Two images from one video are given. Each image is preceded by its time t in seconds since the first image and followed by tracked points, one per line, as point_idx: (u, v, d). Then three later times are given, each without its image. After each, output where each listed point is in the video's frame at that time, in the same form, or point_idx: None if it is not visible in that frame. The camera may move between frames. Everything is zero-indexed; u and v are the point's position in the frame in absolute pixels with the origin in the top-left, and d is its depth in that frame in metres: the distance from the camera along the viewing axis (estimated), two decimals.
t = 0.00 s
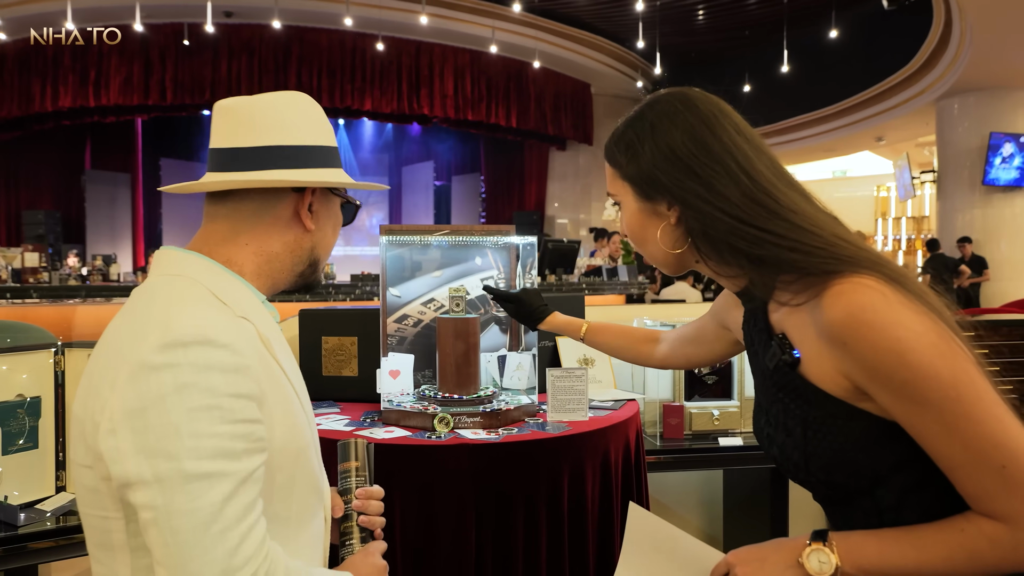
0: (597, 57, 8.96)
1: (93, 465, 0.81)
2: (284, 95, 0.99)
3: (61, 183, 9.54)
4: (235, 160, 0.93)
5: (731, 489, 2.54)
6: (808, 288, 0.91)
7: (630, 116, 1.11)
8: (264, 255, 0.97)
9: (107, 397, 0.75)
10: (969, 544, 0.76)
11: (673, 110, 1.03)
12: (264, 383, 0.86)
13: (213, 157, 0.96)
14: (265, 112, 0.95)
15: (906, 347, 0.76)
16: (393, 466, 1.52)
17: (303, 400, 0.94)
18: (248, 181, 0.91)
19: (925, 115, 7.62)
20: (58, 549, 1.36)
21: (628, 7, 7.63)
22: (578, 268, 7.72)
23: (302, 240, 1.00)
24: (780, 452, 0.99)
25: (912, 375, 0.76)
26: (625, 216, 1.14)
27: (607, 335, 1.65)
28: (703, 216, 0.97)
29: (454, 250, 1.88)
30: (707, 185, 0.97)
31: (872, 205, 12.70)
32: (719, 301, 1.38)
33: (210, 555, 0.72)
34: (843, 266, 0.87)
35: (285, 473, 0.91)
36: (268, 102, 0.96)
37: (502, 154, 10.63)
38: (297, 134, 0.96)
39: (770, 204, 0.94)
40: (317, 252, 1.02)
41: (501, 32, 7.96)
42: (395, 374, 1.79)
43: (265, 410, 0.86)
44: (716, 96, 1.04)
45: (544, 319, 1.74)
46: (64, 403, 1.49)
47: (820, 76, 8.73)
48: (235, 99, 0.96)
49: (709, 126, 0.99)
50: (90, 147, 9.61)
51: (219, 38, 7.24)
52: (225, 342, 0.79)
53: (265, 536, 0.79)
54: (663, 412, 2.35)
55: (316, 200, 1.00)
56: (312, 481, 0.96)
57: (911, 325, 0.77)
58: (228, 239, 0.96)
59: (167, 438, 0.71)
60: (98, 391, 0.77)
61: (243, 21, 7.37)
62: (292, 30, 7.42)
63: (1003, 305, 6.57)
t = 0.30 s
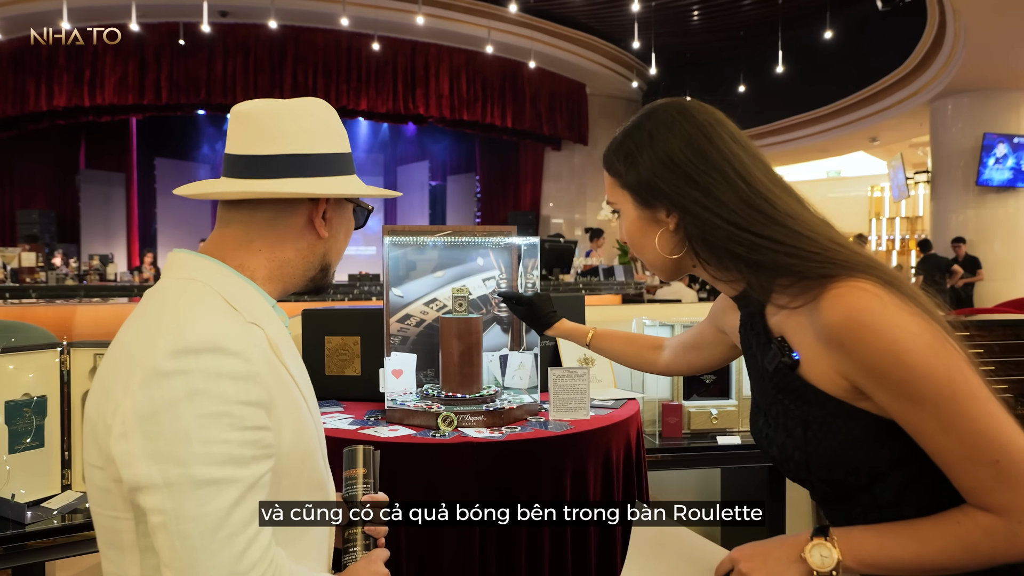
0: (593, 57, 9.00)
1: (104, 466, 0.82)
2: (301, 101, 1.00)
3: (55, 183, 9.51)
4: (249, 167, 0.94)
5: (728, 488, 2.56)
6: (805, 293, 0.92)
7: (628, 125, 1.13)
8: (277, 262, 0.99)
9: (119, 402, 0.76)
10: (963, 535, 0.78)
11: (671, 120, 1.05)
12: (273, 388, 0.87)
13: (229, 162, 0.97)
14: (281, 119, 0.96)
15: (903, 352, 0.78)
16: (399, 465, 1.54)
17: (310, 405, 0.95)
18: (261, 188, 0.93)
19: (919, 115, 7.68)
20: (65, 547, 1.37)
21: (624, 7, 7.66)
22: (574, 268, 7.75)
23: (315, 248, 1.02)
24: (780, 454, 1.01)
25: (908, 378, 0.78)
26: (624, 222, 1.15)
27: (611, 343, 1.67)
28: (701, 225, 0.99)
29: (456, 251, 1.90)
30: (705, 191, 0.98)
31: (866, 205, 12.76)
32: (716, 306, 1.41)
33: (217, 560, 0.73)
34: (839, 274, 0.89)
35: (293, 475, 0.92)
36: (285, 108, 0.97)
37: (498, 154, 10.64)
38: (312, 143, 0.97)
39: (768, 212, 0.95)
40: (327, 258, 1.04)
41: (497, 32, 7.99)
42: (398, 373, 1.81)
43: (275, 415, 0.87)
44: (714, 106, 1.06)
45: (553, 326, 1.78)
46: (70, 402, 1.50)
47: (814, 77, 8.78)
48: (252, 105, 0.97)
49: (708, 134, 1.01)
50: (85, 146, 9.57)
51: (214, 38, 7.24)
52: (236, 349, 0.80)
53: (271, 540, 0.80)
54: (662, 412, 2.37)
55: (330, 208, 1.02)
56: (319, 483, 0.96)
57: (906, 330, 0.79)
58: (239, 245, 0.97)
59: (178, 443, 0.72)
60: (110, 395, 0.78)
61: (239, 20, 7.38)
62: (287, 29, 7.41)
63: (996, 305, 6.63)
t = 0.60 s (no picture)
0: (590, 57, 9.03)
1: (105, 464, 0.83)
2: (310, 106, 1.00)
3: (52, 183, 9.49)
4: (257, 170, 0.96)
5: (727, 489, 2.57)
6: (788, 302, 0.93)
7: (607, 143, 1.14)
8: (280, 264, 1.00)
9: (121, 400, 0.77)
10: (950, 530, 0.79)
11: (649, 138, 1.06)
12: (273, 390, 0.87)
13: (237, 164, 0.98)
14: (291, 124, 0.97)
15: (884, 355, 0.80)
16: (400, 462, 1.55)
17: (310, 405, 0.95)
18: (267, 193, 0.94)
19: (915, 115, 7.71)
20: (67, 543, 1.38)
21: (621, 7, 7.68)
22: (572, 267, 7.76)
23: (320, 250, 1.03)
24: (773, 460, 1.02)
25: (890, 381, 0.79)
26: (608, 239, 1.16)
27: (610, 351, 1.67)
28: (683, 238, 0.99)
29: (454, 250, 1.91)
30: (684, 208, 0.99)
31: (863, 205, 12.79)
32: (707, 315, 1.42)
33: (214, 557, 0.74)
34: (818, 282, 0.90)
35: (291, 475, 0.92)
36: (294, 114, 0.98)
37: (495, 154, 10.64)
38: (320, 149, 0.98)
39: (748, 225, 0.96)
40: (331, 261, 1.05)
41: (494, 32, 8.00)
42: (397, 371, 1.82)
43: (273, 416, 0.87)
44: (690, 123, 1.07)
45: (548, 336, 1.77)
46: (71, 400, 1.51)
47: (810, 76, 8.82)
48: (261, 107, 0.98)
49: (685, 151, 1.02)
50: (82, 147, 9.55)
51: (212, 38, 7.24)
52: (236, 349, 0.81)
53: (268, 538, 0.81)
54: (659, 410, 2.38)
55: (336, 212, 1.03)
56: (320, 484, 0.97)
57: (885, 333, 0.81)
58: (242, 246, 0.98)
59: (177, 441, 0.73)
60: (110, 395, 0.79)
61: (236, 20, 7.36)
62: (285, 29, 7.41)
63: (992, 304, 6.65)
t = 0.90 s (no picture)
0: (588, 56, 9.03)
1: (104, 458, 0.83)
2: (323, 114, 1.02)
3: (51, 182, 9.48)
4: (270, 174, 0.97)
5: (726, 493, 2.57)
6: (766, 322, 0.94)
7: (582, 170, 1.15)
8: (285, 265, 1.01)
9: (121, 395, 0.77)
10: (940, 539, 0.79)
11: (622, 164, 1.06)
12: (272, 391, 0.88)
13: (248, 165, 0.99)
14: (307, 132, 0.98)
15: (863, 369, 0.80)
16: (399, 461, 1.56)
17: (309, 408, 0.96)
18: (276, 197, 0.95)
19: (913, 115, 7.72)
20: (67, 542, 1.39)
21: (620, 7, 7.69)
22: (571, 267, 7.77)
23: (324, 255, 1.03)
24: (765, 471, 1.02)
25: (871, 392, 0.80)
26: (588, 265, 1.19)
27: (603, 353, 1.67)
28: (660, 263, 1.00)
29: (452, 249, 1.92)
30: (658, 233, 1.00)
31: (862, 205, 12.81)
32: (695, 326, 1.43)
33: (207, 555, 0.74)
34: (795, 299, 0.91)
35: (287, 475, 0.92)
36: (308, 121, 0.99)
37: (494, 153, 10.66)
38: (330, 156, 0.99)
39: (724, 246, 0.97)
40: (335, 267, 1.06)
41: (493, 32, 8.00)
42: (396, 371, 1.83)
43: (271, 418, 0.87)
44: (662, 146, 1.07)
45: (541, 338, 1.78)
46: (71, 399, 1.51)
47: (808, 76, 8.84)
48: (277, 111, 1.00)
49: (655, 178, 1.03)
50: (81, 147, 9.54)
51: (211, 38, 7.24)
52: (236, 349, 0.81)
53: (262, 540, 0.82)
54: (657, 409, 2.38)
55: (343, 219, 1.04)
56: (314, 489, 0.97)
57: (864, 347, 0.82)
58: (248, 246, 0.99)
59: (175, 438, 0.74)
60: (109, 389, 0.80)
61: (235, 20, 7.34)
62: (284, 29, 7.40)
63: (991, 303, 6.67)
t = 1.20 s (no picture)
0: (589, 55, 9.01)
1: (113, 449, 0.82)
2: (355, 133, 1.02)
3: (52, 182, 9.46)
4: (298, 187, 0.96)
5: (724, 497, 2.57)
6: (759, 327, 0.93)
7: (568, 176, 1.14)
8: (301, 275, 0.99)
9: (135, 387, 0.76)
10: (940, 543, 0.79)
11: (609, 170, 1.06)
12: (282, 393, 0.87)
13: (276, 175, 0.99)
14: (338, 149, 0.98)
15: (858, 373, 0.79)
16: (396, 461, 1.55)
17: (313, 413, 0.95)
18: (303, 210, 0.94)
19: (914, 114, 7.69)
20: (64, 541, 1.38)
21: (620, 6, 7.68)
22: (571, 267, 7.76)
23: (341, 270, 1.02)
24: (762, 477, 1.02)
25: (868, 395, 0.79)
26: (578, 270, 1.19)
27: (592, 348, 1.65)
28: (650, 269, 0.99)
29: (451, 247, 1.90)
30: (648, 239, 0.99)
31: (863, 204, 12.79)
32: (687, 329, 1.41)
33: (209, 553, 0.72)
34: (789, 302, 0.90)
35: (287, 481, 0.90)
36: (340, 138, 0.99)
37: (494, 153, 10.65)
38: (357, 176, 0.99)
39: (713, 250, 0.96)
40: (351, 283, 1.05)
41: (494, 32, 7.97)
42: (393, 370, 1.85)
43: (280, 419, 0.86)
44: (649, 151, 1.07)
45: (531, 331, 1.75)
46: (67, 398, 1.50)
47: (808, 75, 8.82)
48: (310, 125, 1.00)
49: (642, 183, 1.02)
50: (82, 147, 9.52)
51: (211, 38, 7.23)
52: (253, 348, 0.81)
53: (263, 542, 0.80)
54: (656, 409, 2.37)
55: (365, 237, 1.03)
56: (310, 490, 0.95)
57: (862, 351, 0.81)
58: (268, 253, 0.98)
59: (187, 433, 0.72)
60: (122, 380, 0.79)
61: (235, 20, 7.32)
62: (284, 29, 7.38)
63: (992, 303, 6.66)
